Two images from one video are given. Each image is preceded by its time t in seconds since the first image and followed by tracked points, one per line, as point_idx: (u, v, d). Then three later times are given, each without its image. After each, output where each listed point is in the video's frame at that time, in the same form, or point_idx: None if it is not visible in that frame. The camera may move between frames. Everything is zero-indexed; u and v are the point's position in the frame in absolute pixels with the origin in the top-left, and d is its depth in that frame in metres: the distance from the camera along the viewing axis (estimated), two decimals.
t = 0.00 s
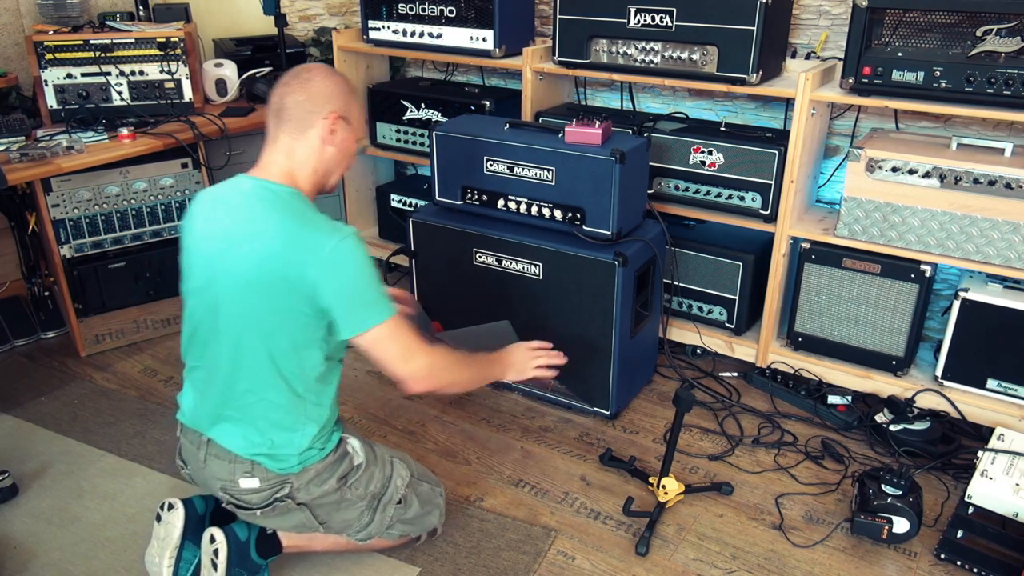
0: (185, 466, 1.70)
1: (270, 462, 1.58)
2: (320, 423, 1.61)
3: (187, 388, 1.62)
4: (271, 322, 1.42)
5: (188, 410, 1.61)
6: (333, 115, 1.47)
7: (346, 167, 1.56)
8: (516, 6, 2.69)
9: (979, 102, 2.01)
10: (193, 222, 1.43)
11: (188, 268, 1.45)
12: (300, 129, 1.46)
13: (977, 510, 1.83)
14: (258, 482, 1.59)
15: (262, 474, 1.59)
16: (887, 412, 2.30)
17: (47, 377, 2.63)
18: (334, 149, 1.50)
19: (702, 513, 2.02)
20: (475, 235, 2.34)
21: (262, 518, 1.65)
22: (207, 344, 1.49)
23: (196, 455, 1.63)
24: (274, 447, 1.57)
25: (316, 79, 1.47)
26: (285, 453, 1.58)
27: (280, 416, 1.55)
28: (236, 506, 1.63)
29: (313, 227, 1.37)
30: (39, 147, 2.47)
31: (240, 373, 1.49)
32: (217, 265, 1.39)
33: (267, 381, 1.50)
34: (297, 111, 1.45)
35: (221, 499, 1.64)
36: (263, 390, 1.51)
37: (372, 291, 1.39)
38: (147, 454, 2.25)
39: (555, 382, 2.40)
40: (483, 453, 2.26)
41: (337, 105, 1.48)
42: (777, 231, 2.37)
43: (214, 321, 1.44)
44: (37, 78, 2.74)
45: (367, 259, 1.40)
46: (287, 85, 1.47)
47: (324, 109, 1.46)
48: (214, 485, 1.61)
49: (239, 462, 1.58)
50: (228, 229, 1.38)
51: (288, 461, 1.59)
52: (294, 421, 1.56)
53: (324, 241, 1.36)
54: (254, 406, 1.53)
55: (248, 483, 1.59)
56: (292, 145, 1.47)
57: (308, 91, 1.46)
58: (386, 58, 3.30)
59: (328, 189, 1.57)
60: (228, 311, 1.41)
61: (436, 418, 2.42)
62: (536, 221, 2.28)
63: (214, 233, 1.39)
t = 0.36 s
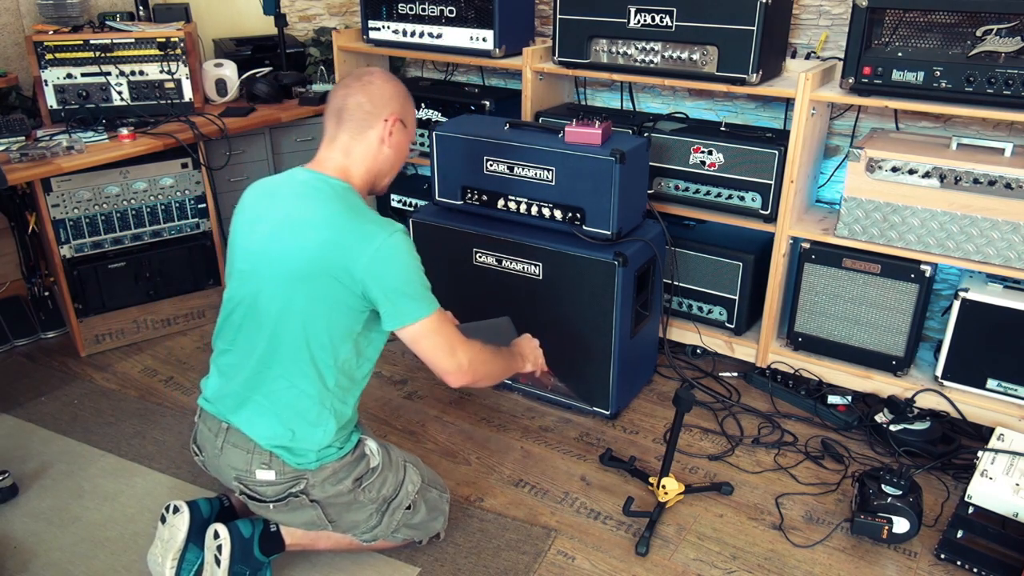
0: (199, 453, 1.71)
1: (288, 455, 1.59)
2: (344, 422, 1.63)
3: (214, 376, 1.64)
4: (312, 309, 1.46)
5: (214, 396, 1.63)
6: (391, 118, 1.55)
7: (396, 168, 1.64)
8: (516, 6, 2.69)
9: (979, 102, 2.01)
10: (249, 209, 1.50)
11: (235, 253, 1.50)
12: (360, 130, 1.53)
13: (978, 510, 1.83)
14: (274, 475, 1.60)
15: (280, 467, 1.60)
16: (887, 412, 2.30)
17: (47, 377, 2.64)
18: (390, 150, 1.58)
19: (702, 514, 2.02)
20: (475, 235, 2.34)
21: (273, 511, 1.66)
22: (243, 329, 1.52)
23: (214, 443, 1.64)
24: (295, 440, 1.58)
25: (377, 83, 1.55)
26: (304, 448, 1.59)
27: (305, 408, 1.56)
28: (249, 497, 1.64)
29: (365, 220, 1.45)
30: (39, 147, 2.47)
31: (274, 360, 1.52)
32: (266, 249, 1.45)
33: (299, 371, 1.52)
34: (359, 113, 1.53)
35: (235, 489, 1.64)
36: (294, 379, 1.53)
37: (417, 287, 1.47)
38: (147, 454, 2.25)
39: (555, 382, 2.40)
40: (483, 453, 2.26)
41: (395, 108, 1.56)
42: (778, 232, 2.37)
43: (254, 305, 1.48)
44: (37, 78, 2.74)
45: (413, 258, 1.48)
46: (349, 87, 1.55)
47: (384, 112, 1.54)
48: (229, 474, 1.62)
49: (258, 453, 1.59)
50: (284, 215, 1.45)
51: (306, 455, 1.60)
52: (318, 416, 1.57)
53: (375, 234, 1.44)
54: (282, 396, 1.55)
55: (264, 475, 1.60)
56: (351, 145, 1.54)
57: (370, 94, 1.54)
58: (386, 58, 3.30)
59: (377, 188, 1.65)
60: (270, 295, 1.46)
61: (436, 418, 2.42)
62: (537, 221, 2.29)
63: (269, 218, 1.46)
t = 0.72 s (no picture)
0: (196, 458, 1.70)
1: (286, 459, 1.59)
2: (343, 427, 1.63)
3: (211, 380, 1.64)
4: (314, 312, 1.46)
5: (212, 400, 1.62)
6: (396, 124, 1.57)
7: (398, 176, 1.64)
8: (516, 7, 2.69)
9: (979, 102, 2.01)
10: (251, 211, 1.50)
11: (235, 257, 1.50)
12: (364, 135, 1.54)
13: (978, 510, 1.83)
14: (272, 480, 1.60)
15: (278, 471, 1.60)
16: (887, 413, 2.30)
17: (47, 377, 2.64)
18: (393, 156, 1.58)
19: (702, 513, 2.02)
20: (476, 235, 2.34)
21: (271, 515, 1.65)
22: (243, 331, 1.52)
23: (210, 448, 1.63)
24: (294, 444, 1.58)
25: (382, 89, 1.57)
26: (303, 452, 1.59)
27: (305, 412, 1.56)
28: (246, 502, 1.63)
29: (370, 224, 1.46)
30: (39, 147, 2.47)
31: (275, 363, 1.52)
32: (268, 252, 1.45)
33: (299, 374, 1.52)
34: (365, 118, 1.54)
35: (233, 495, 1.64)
36: (294, 382, 1.53)
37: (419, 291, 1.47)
38: (147, 454, 2.25)
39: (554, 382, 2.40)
40: (483, 453, 2.26)
41: (400, 116, 1.57)
42: (778, 232, 2.37)
43: (256, 307, 1.47)
44: (37, 78, 2.74)
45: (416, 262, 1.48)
46: (355, 92, 1.56)
47: (388, 118, 1.55)
48: (226, 479, 1.62)
49: (256, 458, 1.59)
50: (287, 217, 1.45)
51: (305, 460, 1.60)
52: (317, 420, 1.57)
53: (377, 237, 1.44)
54: (281, 400, 1.55)
55: (262, 481, 1.59)
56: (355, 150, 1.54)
57: (375, 100, 1.55)
58: (386, 58, 3.30)
59: (378, 196, 1.65)
60: (272, 298, 1.46)
61: (436, 418, 2.42)
62: (536, 221, 2.28)
63: (272, 221, 1.46)
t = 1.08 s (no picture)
0: (186, 460, 1.70)
1: (276, 456, 1.60)
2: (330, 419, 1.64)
3: (194, 381, 1.63)
4: (294, 312, 1.46)
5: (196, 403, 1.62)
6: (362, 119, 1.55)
7: (368, 170, 1.62)
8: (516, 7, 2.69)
9: (979, 102, 2.01)
10: (218, 214, 1.47)
11: (207, 261, 1.48)
12: (331, 131, 1.53)
13: (978, 510, 1.83)
14: (263, 477, 1.60)
15: (268, 469, 1.60)
16: (887, 412, 2.30)
17: (48, 377, 2.64)
18: (360, 151, 1.57)
19: (702, 514, 2.02)
20: (475, 235, 2.35)
21: (265, 512, 1.66)
22: (221, 334, 1.51)
23: (200, 449, 1.63)
24: (283, 441, 1.59)
25: (347, 84, 1.54)
26: (292, 448, 1.60)
27: (291, 409, 1.57)
28: (239, 500, 1.64)
29: (342, 221, 1.44)
30: (39, 147, 2.47)
31: (257, 365, 1.52)
32: (240, 256, 1.43)
33: (280, 374, 1.52)
34: (330, 115, 1.52)
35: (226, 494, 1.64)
36: (277, 382, 1.53)
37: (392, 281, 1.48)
38: (147, 454, 2.26)
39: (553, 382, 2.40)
40: (483, 453, 2.26)
41: (366, 110, 1.55)
42: (778, 232, 2.37)
43: (234, 311, 1.47)
44: (37, 78, 2.74)
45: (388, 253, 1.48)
46: (319, 88, 1.54)
47: (355, 114, 1.53)
48: (218, 478, 1.62)
49: (246, 456, 1.59)
50: (257, 220, 1.43)
51: (295, 456, 1.61)
52: (304, 416, 1.58)
53: (350, 234, 1.43)
54: (266, 399, 1.56)
55: (253, 478, 1.60)
56: (322, 147, 1.53)
57: (341, 95, 1.53)
58: (386, 58, 3.30)
59: (349, 191, 1.63)
60: (248, 301, 1.45)
61: (436, 418, 2.42)
62: (536, 221, 2.28)
63: (242, 224, 1.44)
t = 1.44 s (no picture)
0: (172, 458, 1.70)
1: (256, 440, 1.60)
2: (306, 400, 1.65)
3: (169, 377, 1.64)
4: (258, 294, 1.46)
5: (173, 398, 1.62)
6: (301, 104, 1.52)
7: (314, 156, 1.60)
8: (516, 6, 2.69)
9: (979, 103, 2.01)
10: (172, 207, 1.47)
11: (167, 254, 1.48)
12: (270, 119, 1.50)
13: (978, 510, 1.83)
14: (245, 462, 1.60)
15: (249, 453, 1.60)
16: (887, 413, 2.30)
17: (48, 377, 2.63)
18: (303, 137, 1.55)
19: (702, 514, 2.02)
20: (475, 235, 2.35)
21: (249, 497, 1.65)
22: (187, 325, 1.51)
23: (183, 443, 1.63)
24: (261, 425, 1.59)
25: (282, 71, 1.52)
26: (271, 429, 1.60)
27: (265, 393, 1.57)
28: (224, 487, 1.63)
29: (294, 199, 1.45)
30: (39, 147, 2.47)
31: (225, 352, 1.52)
32: (198, 244, 1.43)
33: (249, 358, 1.52)
34: (268, 103, 1.50)
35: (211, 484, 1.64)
36: (246, 366, 1.53)
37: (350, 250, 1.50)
38: (147, 454, 2.25)
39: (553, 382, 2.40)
40: (483, 453, 2.26)
41: (304, 95, 1.53)
42: (777, 232, 2.37)
43: (197, 300, 1.47)
44: (37, 78, 2.74)
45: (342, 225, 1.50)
46: (255, 78, 1.52)
47: (292, 99, 1.51)
48: (201, 470, 1.62)
49: (226, 442, 1.59)
50: (209, 207, 1.43)
51: (275, 438, 1.61)
52: (279, 397, 1.58)
53: (303, 210, 1.44)
54: (238, 386, 1.56)
55: (235, 463, 1.60)
56: (263, 135, 1.51)
57: (277, 82, 1.51)
58: (386, 58, 3.30)
59: (298, 178, 1.61)
60: (210, 288, 1.45)
61: (436, 418, 2.42)
62: (536, 221, 2.28)
63: (194, 212, 1.44)
